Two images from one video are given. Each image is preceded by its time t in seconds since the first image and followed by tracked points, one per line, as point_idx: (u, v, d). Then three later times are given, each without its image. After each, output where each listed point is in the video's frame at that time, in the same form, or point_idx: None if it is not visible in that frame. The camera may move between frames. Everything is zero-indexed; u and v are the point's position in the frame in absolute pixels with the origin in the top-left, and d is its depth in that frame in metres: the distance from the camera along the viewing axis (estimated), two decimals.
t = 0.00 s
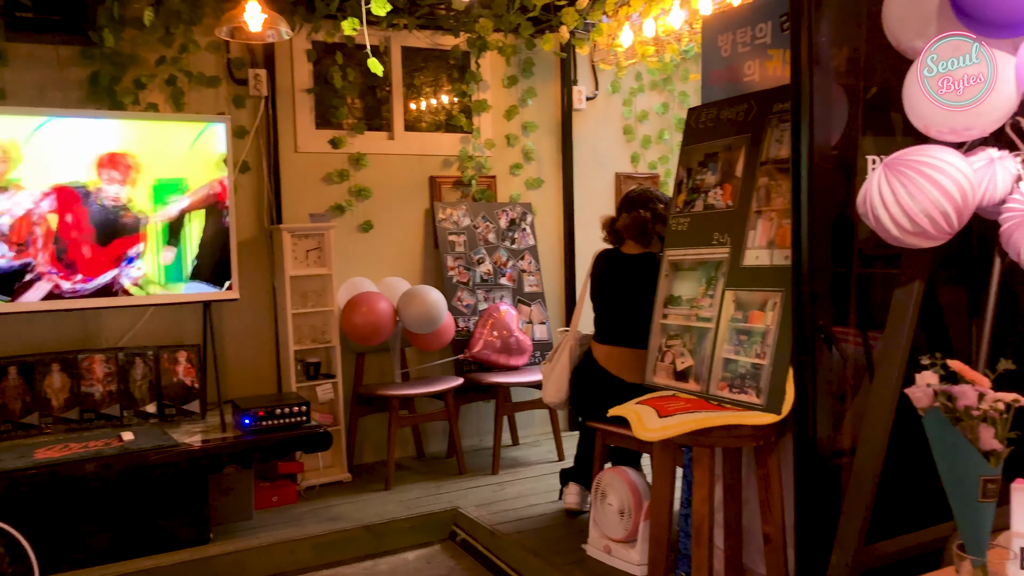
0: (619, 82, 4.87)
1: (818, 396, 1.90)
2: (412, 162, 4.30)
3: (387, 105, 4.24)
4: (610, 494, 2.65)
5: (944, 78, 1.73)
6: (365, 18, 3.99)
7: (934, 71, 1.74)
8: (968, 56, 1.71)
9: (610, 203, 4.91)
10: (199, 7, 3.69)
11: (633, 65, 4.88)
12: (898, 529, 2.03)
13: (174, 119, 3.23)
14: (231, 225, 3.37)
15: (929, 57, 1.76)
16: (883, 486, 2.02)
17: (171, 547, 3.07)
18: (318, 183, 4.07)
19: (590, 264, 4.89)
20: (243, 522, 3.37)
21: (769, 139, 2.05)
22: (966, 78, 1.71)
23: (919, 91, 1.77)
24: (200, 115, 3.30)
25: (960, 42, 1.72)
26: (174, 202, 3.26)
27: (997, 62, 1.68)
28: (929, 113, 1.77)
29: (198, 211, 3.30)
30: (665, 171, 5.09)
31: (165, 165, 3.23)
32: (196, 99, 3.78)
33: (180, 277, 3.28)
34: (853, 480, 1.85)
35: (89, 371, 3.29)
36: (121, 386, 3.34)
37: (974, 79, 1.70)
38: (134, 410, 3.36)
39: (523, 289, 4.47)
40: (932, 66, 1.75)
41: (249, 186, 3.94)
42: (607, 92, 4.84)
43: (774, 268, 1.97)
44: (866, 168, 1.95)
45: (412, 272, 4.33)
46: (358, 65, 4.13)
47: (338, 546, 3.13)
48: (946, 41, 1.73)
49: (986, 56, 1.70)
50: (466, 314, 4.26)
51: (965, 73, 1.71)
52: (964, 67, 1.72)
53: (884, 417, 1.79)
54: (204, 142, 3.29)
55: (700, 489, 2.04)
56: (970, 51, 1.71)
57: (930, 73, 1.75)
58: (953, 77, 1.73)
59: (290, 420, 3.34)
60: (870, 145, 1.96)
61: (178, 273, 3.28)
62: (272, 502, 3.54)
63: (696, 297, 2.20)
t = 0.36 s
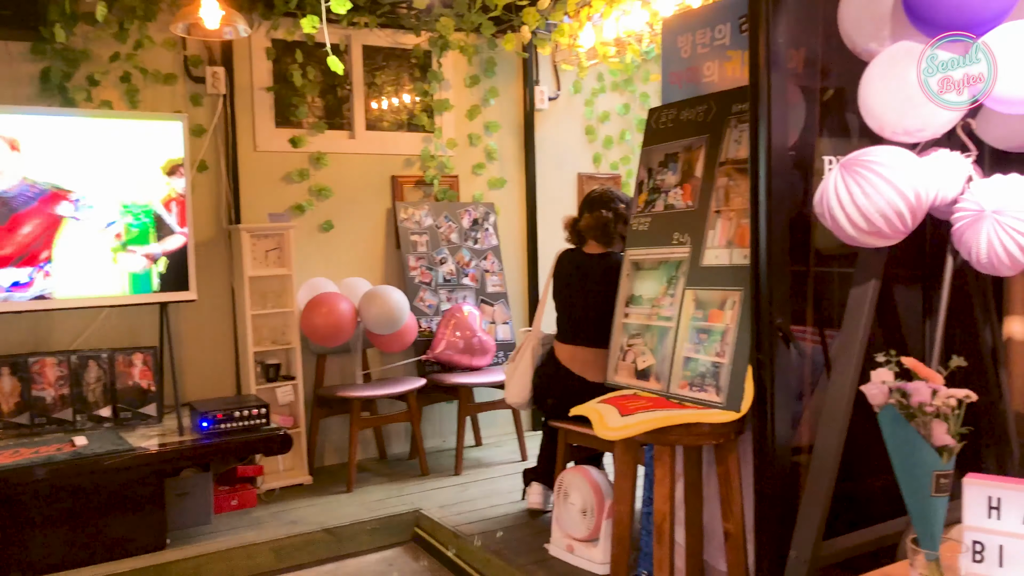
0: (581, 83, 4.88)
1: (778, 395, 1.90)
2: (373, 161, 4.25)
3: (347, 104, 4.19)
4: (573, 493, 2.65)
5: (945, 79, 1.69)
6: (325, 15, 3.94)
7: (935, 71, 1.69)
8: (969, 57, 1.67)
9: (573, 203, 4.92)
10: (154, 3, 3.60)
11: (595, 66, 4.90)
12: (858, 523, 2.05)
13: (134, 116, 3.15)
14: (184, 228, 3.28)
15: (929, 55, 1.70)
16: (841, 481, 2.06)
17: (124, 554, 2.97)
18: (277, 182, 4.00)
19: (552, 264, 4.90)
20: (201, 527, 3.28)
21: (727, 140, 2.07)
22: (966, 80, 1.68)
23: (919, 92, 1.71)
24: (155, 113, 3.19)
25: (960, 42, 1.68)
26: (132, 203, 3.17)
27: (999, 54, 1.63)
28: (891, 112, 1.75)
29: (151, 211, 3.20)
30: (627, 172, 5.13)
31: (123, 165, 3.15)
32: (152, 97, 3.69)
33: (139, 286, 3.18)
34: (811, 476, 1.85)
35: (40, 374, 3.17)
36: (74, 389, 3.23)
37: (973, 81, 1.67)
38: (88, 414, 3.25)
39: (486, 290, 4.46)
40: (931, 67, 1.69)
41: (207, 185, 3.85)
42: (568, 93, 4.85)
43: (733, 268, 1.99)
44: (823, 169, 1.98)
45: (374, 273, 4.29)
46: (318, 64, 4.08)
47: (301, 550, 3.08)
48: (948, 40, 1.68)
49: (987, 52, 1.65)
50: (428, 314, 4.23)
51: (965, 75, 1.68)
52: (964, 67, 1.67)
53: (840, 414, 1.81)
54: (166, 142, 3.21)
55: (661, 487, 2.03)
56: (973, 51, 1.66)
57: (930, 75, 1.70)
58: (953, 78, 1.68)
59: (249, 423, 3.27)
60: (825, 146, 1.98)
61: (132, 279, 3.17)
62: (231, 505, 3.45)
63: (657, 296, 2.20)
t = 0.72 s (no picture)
0: (548, 84, 4.89)
1: (744, 394, 1.93)
2: (339, 160, 4.21)
3: (313, 102, 4.14)
4: (541, 493, 2.64)
5: (944, 81, 1.68)
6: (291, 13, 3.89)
7: (934, 75, 1.70)
8: (967, 56, 1.64)
9: (540, 203, 4.93)
10: None
11: (562, 66, 4.91)
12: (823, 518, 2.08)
13: (97, 115, 3.06)
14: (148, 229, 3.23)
15: (929, 58, 1.70)
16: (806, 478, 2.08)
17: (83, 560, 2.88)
18: (241, 181, 3.93)
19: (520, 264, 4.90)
20: (163, 531, 3.20)
21: (693, 141, 2.08)
22: (966, 80, 1.65)
23: (921, 92, 1.74)
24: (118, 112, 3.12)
25: (956, 42, 1.65)
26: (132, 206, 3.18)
27: (998, 54, 1.59)
28: (852, 112, 1.79)
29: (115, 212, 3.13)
30: (594, 172, 5.14)
31: (128, 170, 3.17)
32: (112, 93, 3.61)
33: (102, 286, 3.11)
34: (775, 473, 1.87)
35: None
36: (31, 391, 3.14)
37: (972, 79, 1.64)
38: (46, 416, 3.16)
39: (454, 290, 4.43)
40: (932, 67, 1.70)
41: (170, 183, 3.76)
42: (536, 93, 4.85)
43: (698, 267, 2.00)
44: (787, 169, 1.99)
45: (340, 273, 4.24)
46: (283, 62, 4.02)
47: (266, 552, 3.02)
48: (945, 41, 1.66)
49: (986, 50, 1.61)
50: (395, 314, 4.19)
51: (964, 74, 1.65)
52: (964, 66, 1.65)
53: (804, 412, 1.84)
54: (131, 142, 3.14)
55: (628, 487, 2.03)
56: (972, 50, 1.63)
57: (930, 75, 1.71)
58: (952, 79, 1.67)
59: (214, 425, 3.21)
60: (790, 147, 2.01)
61: (131, 280, 3.18)
62: (195, 508, 3.37)
63: (624, 296, 2.21)
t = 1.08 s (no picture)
0: (515, 85, 4.89)
1: (706, 393, 1.94)
2: (303, 159, 4.15)
3: (277, 101, 4.09)
4: (507, 494, 2.63)
5: (942, 82, 1.65)
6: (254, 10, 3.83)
7: (933, 75, 1.66)
8: (967, 56, 1.61)
9: (507, 204, 4.92)
10: None
11: (528, 67, 4.92)
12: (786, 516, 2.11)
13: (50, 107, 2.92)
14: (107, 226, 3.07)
15: (929, 58, 1.66)
16: (768, 476, 2.11)
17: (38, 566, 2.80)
18: (203, 180, 3.86)
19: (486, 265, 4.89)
20: (121, 536, 3.13)
21: (658, 143, 2.09)
22: (964, 81, 1.62)
23: (920, 93, 1.69)
24: (74, 105, 2.98)
25: (957, 42, 1.62)
26: (89, 202, 3.02)
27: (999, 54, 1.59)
28: (811, 117, 1.82)
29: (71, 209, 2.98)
30: (560, 173, 5.16)
31: (85, 165, 3.02)
32: (70, 89, 3.52)
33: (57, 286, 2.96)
34: (739, 471, 1.89)
35: None
36: None
37: (971, 80, 1.61)
38: None
39: (421, 290, 4.41)
40: (931, 67, 1.66)
41: (129, 182, 3.68)
42: (502, 93, 4.85)
43: (663, 268, 2.02)
44: (749, 171, 2.02)
45: (304, 273, 4.18)
46: (247, 60, 3.97)
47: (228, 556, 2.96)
48: (947, 40, 1.63)
49: (986, 50, 1.60)
50: (361, 315, 4.16)
51: (962, 75, 1.62)
52: (964, 66, 1.62)
53: (768, 412, 1.85)
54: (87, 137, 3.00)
55: (593, 487, 2.02)
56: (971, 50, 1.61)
57: (929, 75, 1.67)
58: (950, 80, 1.64)
59: (174, 427, 3.14)
60: (753, 150, 2.03)
61: (88, 279, 3.02)
62: (155, 512, 3.29)
63: (589, 296, 2.21)
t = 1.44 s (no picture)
0: (476, 84, 4.88)
1: (666, 391, 1.95)
2: (262, 158, 4.10)
3: (236, 99, 4.02)
4: (468, 494, 2.60)
5: (943, 81, 1.67)
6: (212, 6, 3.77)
7: (934, 75, 1.67)
8: (968, 56, 1.63)
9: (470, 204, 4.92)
10: None
11: (490, 67, 4.92)
12: (746, 513, 2.13)
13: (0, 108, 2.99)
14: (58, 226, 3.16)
15: (929, 57, 1.67)
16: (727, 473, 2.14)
17: None
18: (159, 178, 3.78)
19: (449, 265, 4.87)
20: (74, 543, 3.04)
21: (618, 144, 2.10)
22: (966, 80, 1.65)
23: (920, 92, 1.71)
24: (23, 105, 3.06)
25: (958, 41, 1.63)
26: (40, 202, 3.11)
27: (999, 54, 1.60)
28: (767, 119, 1.85)
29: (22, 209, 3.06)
30: (522, 173, 5.17)
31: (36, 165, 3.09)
32: (21, 86, 3.42)
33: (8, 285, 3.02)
34: (698, 469, 1.91)
35: None
36: None
37: (972, 80, 1.64)
38: None
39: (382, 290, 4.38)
40: (931, 67, 1.67)
41: (83, 180, 3.59)
42: (464, 93, 4.84)
43: (623, 268, 2.03)
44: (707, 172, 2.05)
45: (264, 274, 4.12)
46: (205, 57, 3.89)
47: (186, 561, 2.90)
48: (948, 40, 1.64)
49: (986, 50, 1.61)
50: (321, 316, 4.11)
51: (965, 75, 1.65)
52: (964, 67, 1.65)
53: (725, 409, 1.88)
54: (37, 135, 3.07)
55: (556, 486, 2.02)
56: (971, 50, 1.63)
57: (929, 75, 1.68)
58: (951, 80, 1.66)
59: (129, 430, 3.06)
60: (712, 150, 2.06)
61: (40, 279, 3.09)
62: (109, 518, 3.22)
63: (551, 296, 2.21)
